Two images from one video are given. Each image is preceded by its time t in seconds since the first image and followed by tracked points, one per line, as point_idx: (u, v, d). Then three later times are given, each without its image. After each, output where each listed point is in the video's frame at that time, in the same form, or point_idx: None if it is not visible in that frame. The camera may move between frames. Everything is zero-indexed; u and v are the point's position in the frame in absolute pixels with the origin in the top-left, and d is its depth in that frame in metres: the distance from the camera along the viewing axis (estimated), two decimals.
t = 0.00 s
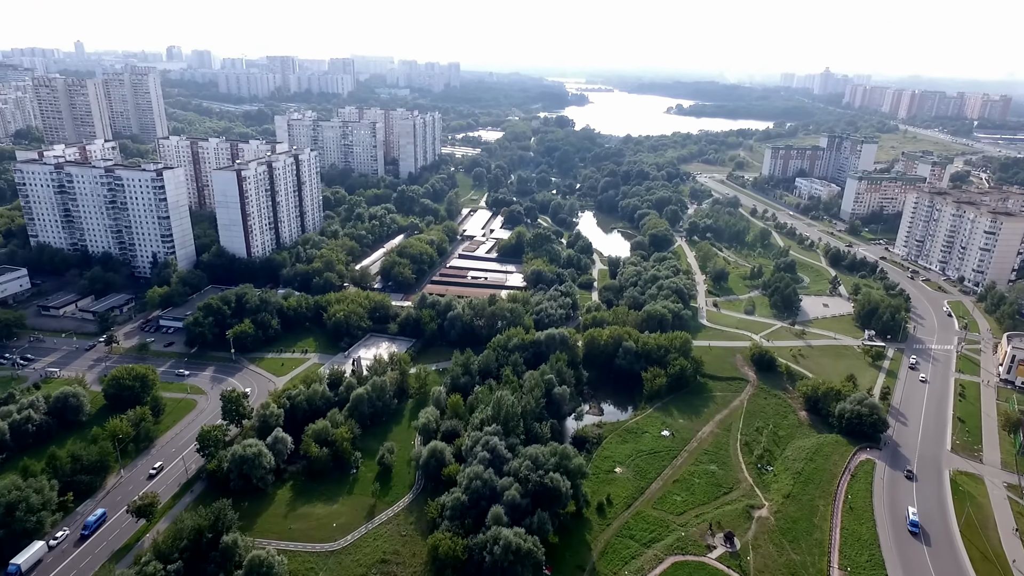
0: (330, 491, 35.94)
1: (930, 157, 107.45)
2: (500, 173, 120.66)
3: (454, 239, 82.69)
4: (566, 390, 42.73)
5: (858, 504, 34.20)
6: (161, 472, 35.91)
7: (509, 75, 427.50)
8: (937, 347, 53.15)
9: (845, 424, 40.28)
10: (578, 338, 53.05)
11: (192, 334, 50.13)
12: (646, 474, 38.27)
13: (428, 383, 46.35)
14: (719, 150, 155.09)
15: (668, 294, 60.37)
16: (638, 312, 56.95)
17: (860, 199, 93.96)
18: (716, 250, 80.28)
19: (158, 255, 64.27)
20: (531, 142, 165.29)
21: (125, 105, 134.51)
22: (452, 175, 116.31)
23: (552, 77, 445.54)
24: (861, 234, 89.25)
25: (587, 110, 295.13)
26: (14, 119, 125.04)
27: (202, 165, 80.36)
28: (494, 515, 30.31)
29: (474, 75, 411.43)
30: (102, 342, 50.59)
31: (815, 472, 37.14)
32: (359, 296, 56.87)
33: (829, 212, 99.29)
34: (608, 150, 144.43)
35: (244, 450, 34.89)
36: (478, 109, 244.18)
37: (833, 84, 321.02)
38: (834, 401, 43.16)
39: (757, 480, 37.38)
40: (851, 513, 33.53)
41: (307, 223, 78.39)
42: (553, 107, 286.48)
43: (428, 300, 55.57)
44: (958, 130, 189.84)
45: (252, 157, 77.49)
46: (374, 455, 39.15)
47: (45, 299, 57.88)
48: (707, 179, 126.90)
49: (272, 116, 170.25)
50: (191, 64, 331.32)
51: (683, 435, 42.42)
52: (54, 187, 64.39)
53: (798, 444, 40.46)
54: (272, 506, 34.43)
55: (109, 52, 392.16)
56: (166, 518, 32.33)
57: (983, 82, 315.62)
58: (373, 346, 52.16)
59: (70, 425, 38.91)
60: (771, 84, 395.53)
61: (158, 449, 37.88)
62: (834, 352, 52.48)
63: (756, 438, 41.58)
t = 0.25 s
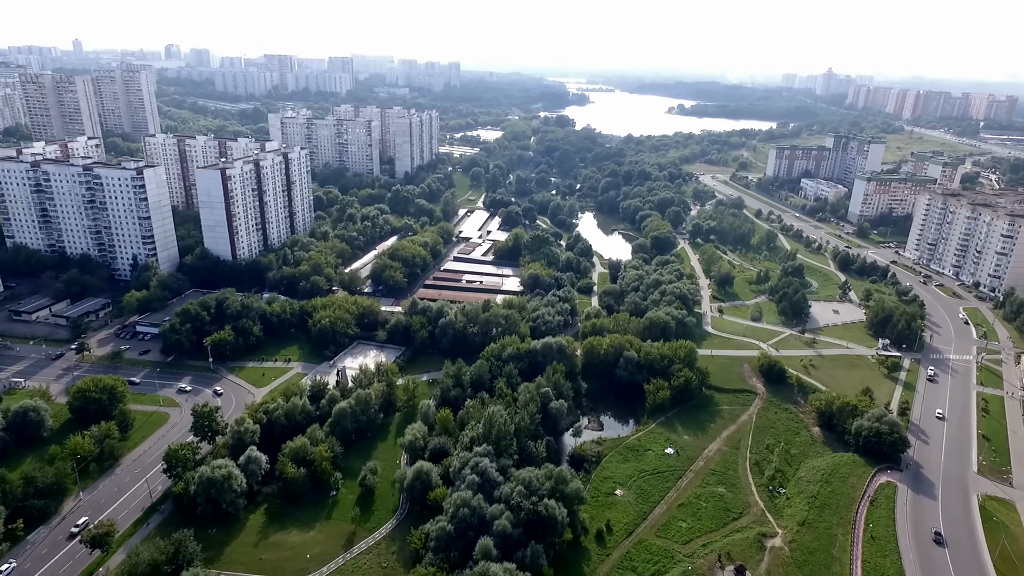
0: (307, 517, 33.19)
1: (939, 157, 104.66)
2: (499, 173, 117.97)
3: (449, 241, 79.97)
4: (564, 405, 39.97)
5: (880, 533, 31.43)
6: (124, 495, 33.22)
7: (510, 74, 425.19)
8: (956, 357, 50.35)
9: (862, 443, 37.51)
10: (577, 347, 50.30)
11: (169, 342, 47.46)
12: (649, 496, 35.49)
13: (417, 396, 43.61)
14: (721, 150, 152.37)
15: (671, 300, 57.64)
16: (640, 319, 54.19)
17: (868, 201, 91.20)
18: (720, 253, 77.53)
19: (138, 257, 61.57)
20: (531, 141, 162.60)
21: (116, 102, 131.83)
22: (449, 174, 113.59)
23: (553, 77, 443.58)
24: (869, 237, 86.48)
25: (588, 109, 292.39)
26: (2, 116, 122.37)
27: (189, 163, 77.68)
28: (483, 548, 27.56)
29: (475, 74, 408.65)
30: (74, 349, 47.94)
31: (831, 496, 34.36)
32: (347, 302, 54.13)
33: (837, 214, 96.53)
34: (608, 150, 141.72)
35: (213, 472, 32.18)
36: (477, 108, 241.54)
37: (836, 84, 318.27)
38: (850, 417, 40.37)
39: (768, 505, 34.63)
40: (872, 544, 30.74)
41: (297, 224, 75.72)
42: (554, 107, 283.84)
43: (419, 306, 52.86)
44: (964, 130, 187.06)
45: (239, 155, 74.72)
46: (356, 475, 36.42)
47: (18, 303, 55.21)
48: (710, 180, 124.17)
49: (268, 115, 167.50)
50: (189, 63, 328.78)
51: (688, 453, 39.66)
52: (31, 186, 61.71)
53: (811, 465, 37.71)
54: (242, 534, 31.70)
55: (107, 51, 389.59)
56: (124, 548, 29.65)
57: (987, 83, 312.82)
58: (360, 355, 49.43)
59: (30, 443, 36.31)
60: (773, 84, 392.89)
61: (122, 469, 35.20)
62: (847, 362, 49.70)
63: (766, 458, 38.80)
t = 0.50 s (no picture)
0: (276, 549, 30.33)
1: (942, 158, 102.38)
2: (492, 173, 115.21)
3: (439, 245, 77.19)
4: (557, 422, 37.22)
5: (902, 566, 28.79)
6: (74, 526, 30.28)
7: (505, 75, 422.55)
8: (970, 367, 47.85)
9: (878, 463, 34.91)
10: (572, 357, 47.57)
11: (136, 353, 44.51)
12: (649, 523, 32.77)
13: (400, 411, 40.80)
14: (719, 151, 150.02)
15: (670, 306, 55.02)
16: (638, 327, 51.50)
17: (871, 202, 88.86)
18: (719, 256, 75.00)
19: (111, 261, 58.55)
20: (525, 142, 159.99)
21: (100, 101, 128.51)
22: (441, 175, 110.81)
23: (548, 78, 441.09)
24: (872, 239, 84.11)
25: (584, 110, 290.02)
26: None
27: (168, 163, 74.67)
28: None
29: (469, 74, 405.86)
30: (35, 361, 44.96)
31: (847, 522, 31.71)
32: (329, 309, 51.27)
33: (838, 216, 94.17)
34: (604, 150, 139.15)
35: (171, 501, 29.28)
36: (471, 108, 238.76)
37: (832, 85, 316.84)
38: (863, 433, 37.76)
39: (779, 533, 31.97)
40: None
41: (281, 227, 72.82)
42: (549, 107, 281.33)
43: (405, 314, 50.07)
44: (963, 131, 185.13)
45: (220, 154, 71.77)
46: (332, 501, 33.57)
47: None
48: (708, 181, 121.73)
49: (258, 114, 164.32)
50: (180, 62, 325.01)
51: (691, 473, 36.96)
52: None
53: (824, 486, 35.08)
54: (202, 570, 28.81)
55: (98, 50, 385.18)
56: None
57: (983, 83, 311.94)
58: (342, 367, 46.56)
59: None
60: (769, 85, 391.25)
61: (75, 496, 32.25)
62: (856, 373, 47.11)
63: (774, 479, 36.14)
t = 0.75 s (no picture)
0: None
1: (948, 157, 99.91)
2: (487, 173, 112.51)
3: (431, 248, 74.37)
4: (552, 441, 34.53)
5: None
6: (17, 562, 27.41)
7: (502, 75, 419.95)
8: (989, 377, 45.20)
9: (899, 486, 32.21)
10: (568, 368, 44.85)
11: (102, 366, 41.63)
12: (652, 554, 30.03)
13: (384, 429, 38.01)
14: (719, 150, 147.49)
15: (671, 312, 52.33)
16: (638, 335, 48.78)
17: (876, 203, 86.32)
18: (722, 259, 72.38)
19: (83, 266, 55.65)
20: (522, 141, 157.34)
21: (86, 100, 125.41)
22: (435, 175, 108.06)
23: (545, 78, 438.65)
24: (879, 241, 81.52)
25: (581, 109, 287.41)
26: None
27: (149, 163, 71.80)
28: None
29: (466, 74, 402.92)
30: None
31: (867, 555, 29.02)
32: (311, 317, 48.48)
33: (842, 217, 91.63)
34: (602, 150, 136.47)
35: (123, 536, 26.42)
36: (468, 108, 236.05)
37: (830, 85, 314.61)
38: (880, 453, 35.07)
39: (794, 565, 29.26)
40: None
41: (266, 229, 70.00)
42: (546, 107, 278.76)
43: (392, 321, 47.30)
44: (964, 131, 183.05)
45: (202, 154, 68.93)
46: (306, 530, 30.77)
47: None
48: (708, 181, 119.12)
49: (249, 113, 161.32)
50: (174, 61, 321.64)
51: (697, 496, 34.23)
52: None
53: (840, 512, 32.38)
54: None
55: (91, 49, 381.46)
56: None
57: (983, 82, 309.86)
58: (323, 379, 43.83)
59: None
60: (767, 85, 389.47)
61: (21, 527, 29.36)
62: (869, 384, 44.44)
63: (787, 503, 33.41)
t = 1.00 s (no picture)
0: None
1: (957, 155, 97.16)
2: (483, 173, 109.75)
3: (423, 250, 71.56)
4: (545, 463, 31.83)
5: None
6: None
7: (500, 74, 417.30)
8: (1012, 389, 42.46)
9: (926, 513, 29.45)
10: (564, 379, 42.08)
11: (64, 378, 38.78)
12: None
13: (365, 448, 35.22)
14: (720, 149, 144.74)
15: (673, 319, 49.58)
16: (639, 344, 46.02)
17: (883, 203, 83.68)
18: (724, 261, 69.64)
19: (53, 270, 52.81)
20: (519, 140, 154.56)
21: (73, 98, 122.43)
22: (430, 175, 105.27)
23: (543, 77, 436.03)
24: (887, 242, 78.83)
25: (579, 108, 284.51)
26: None
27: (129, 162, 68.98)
28: None
29: (464, 73, 399.69)
30: None
31: None
32: (292, 324, 45.66)
33: (848, 217, 88.94)
34: (601, 149, 133.74)
35: None
36: (465, 107, 233.30)
37: (830, 84, 312.10)
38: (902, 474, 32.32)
39: None
40: None
41: (250, 231, 67.18)
42: (545, 106, 275.94)
43: (377, 329, 44.51)
44: (968, 129, 180.44)
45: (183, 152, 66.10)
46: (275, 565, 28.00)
47: None
48: (709, 180, 116.42)
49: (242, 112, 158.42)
50: (168, 60, 318.48)
51: (703, 522, 31.47)
52: None
53: (861, 541, 29.62)
54: None
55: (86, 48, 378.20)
56: None
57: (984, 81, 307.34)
58: (303, 392, 41.02)
59: None
60: (766, 84, 387.02)
61: None
62: (885, 396, 41.68)
63: (802, 531, 30.64)
